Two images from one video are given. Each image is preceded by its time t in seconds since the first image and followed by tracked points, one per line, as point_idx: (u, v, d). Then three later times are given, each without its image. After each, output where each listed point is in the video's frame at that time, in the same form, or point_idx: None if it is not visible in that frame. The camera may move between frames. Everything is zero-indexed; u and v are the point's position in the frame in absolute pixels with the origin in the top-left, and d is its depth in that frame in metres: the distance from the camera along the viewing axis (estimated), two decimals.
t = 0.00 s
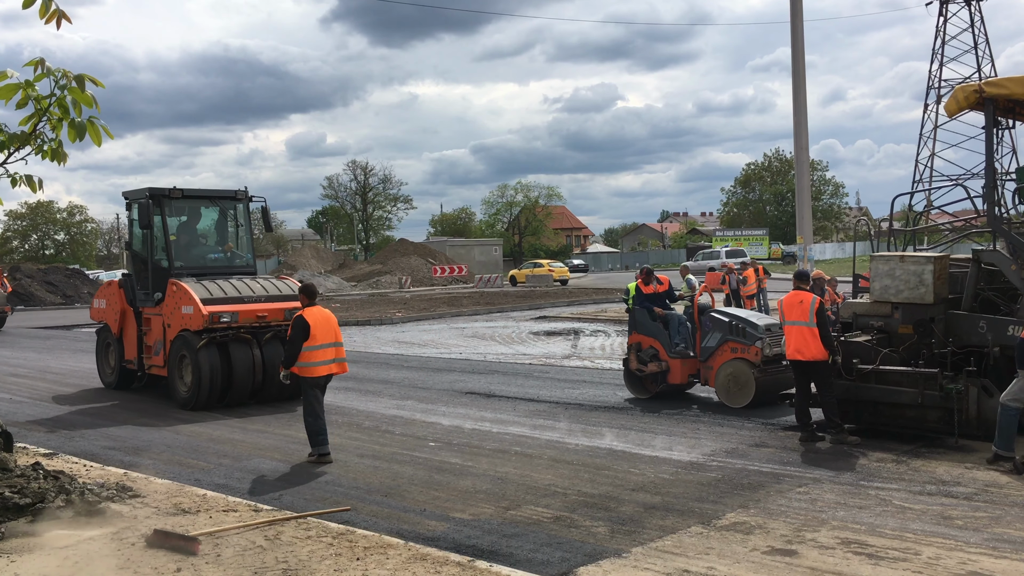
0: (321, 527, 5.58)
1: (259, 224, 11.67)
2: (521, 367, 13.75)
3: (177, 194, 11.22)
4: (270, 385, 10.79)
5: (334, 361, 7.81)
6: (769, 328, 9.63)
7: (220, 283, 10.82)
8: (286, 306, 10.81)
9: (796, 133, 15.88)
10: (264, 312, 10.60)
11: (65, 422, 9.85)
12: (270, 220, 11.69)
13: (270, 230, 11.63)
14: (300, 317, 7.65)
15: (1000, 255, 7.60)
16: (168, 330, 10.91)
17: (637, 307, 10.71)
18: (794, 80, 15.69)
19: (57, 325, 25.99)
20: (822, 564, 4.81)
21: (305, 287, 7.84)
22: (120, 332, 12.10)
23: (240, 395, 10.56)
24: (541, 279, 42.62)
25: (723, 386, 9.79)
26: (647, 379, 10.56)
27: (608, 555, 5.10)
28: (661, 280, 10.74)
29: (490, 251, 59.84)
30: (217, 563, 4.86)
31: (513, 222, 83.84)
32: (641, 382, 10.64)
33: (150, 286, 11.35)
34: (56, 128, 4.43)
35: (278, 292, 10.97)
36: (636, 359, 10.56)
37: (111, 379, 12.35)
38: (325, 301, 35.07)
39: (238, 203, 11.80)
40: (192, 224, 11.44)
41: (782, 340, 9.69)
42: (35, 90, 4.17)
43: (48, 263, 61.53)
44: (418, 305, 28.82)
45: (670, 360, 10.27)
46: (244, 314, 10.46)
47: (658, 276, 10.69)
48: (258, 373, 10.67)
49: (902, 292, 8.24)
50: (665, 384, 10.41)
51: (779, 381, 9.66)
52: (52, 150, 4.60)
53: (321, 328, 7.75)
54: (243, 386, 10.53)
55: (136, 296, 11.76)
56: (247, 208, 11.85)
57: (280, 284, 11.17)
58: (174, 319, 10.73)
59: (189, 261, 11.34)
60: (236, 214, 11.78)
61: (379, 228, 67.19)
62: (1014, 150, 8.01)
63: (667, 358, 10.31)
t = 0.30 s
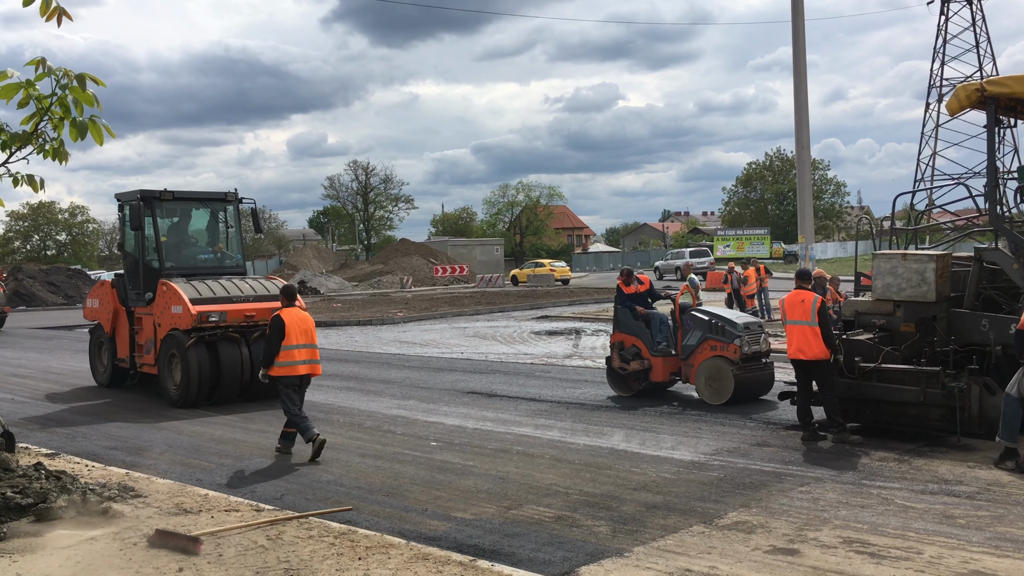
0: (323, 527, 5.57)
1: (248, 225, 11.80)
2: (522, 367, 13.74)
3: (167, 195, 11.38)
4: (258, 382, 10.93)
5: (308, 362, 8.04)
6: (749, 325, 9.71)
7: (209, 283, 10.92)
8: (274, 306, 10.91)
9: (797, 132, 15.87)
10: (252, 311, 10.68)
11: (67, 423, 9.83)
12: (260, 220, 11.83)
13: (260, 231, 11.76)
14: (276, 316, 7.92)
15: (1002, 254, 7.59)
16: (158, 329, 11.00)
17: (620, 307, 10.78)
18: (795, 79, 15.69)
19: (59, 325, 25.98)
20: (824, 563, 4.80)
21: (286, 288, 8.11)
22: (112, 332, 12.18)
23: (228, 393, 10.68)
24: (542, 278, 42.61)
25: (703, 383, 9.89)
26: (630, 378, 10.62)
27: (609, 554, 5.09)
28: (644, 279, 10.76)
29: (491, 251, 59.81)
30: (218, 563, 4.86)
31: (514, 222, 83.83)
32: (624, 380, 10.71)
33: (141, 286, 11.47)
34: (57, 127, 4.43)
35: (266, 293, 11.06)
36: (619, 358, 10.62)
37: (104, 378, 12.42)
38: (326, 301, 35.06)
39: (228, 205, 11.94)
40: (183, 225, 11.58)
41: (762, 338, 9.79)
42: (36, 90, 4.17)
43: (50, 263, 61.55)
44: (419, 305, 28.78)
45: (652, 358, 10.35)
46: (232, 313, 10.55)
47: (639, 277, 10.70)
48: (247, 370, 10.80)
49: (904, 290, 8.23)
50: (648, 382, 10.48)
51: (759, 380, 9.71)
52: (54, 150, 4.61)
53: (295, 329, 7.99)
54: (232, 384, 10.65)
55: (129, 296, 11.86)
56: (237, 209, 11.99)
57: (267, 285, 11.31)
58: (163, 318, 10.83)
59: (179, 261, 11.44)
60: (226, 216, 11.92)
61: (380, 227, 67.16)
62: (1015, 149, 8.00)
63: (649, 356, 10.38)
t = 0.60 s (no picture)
0: (324, 528, 5.58)
1: (238, 228, 11.94)
2: (522, 368, 13.74)
3: (157, 198, 11.53)
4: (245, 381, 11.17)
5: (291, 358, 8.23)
6: (726, 325, 9.89)
7: (199, 284, 11.16)
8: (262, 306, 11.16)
9: (797, 132, 15.86)
10: (239, 311, 10.94)
11: (67, 423, 9.83)
12: (249, 222, 11.94)
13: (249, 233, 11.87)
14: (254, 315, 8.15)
15: (1003, 254, 7.59)
16: (148, 329, 11.19)
17: (601, 307, 10.93)
18: (796, 79, 15.69)
19: (59, 326, 25.99)
20: (824, 564, 4.80)
21: (262, 289, 8.48)
22: (104, 331, 12.39)
23: (216, 391, 10.89)
24: (542, 279, 42.64)
25: (683, 381, 10.04)
26: (611, 377, 10.77)
27: (610, 554, 5.10)
28: (625, 280, 10.88)
29: (491, 251, 59.79)
30: (220, 564, 4.86)
31: (515, 222, 83.83)
32: (606, 379, 10.85)
33: (131, 287, 11.67)
34: (59, 127, 4.44)
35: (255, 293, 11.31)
36: (600, 357, 10.77)
37: (95, 375, 12.60)
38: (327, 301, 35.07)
39: (218, 207, 12.06)
40: (173, 227, 11.74)
41: (739, 337, 9.96)
42: (38, 90, 4.18)
43: (51, 264, 61.56)
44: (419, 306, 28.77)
45: (633, 357, 10.50)
46: (220, 314, 10.79)
47: (619, 277, 10.85)
48: (234, 369, 11.01)
49: (905, 289, 8.21)
50: (629, 380, 10.62)
51: (737, 379, 9.83)
52: (55, 150, 4.62)
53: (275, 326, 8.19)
54: (219, 382, 10.86)
55: (119, 297, 12.07)
56: (226, 211, 12.12)
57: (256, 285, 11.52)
58: (153, 317, 11.01)
59: (169, 262, 11.61)
60: (217, 217, 12.05)
61: (381, 228, 67.18)
62: (1016, 149, 8.00)
63: (630, 355, 10.53)
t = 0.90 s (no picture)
0: (323, 529, 5.58)
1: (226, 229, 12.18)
2: (521, 368, 13.74)
3: (147, 200, 11.86)
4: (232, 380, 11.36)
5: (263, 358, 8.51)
6: (703, 326, 9.99)
7: (187, 284, 11.33)
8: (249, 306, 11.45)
9: (797, 133, 15.88)
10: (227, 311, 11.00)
11: (66, 424, 9.82)
12: (237, 224, 12.18)
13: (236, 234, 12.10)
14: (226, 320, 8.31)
15: (1002, 255, 7.60)
16: (137, 329, 11.36)
17: (581, 307, 11.07)
18: (795, 80, 15.69)
19: (58, 327, 25.99)
20: (823, 565, 4.79)
21: (232, 290, 8.63)
22: (95, 330, 12.57)
23: (203, 390, 11.02)
24: (542, 279, 42.67)
25: (659, 380, 10.21)
26: (590, 376, 10.90)
27: (610, 555, 5.10)
28: (604, 281, 11.05)
29: (491, 252, 59.77)
30: (219, 565, 4.86)
31: (514, 223, 83.83)
32: (585, 378, 11.01)
33: (121, 288, 11.93)
34: (57, 127, 4.44)
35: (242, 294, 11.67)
36: (579, 357, 10.91)
37: (86, 374, 12.76)
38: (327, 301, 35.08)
39: (207, 210, 12.34)
40: (162, 229, 12.03)
41: (715, 337, 10.06)
42: (36, 90, 4.18)
43: (50, 264, 61.53)
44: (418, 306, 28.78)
45: (611, 357, 10.63)
46: (207, 314, 10.89)
47: (599, 277, 11.00)
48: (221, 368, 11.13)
49: (905, 289, 8.22)
50: (608, 380, 10.78)
51: (711, 379, 10.02)
52: (54, 150, 4.62)
53: (250, 328, 8.41)
54: (206, 381, 10.98)
55: (110, 297, 12.28)
56: (215, 213, 12.38)
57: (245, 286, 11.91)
58: (142, 317, 11.18)
59: (158, 263, 11.89)
60: (206, 220, 12.32)
61: (380, 228, 67.20)
62: (1015, 150, 8.02)
63: (609, 355, 10.66)
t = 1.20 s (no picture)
0: (321, 529, 5.58)
1: (214, 231, 12.41)
2: (519, 369, 13.75)
3: (136, 202, 12.00)
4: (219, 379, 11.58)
5: (235, 357, 8.69)
6: (677, 325, 10.23)
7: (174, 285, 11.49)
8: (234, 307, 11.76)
9: (795, 134, 15.89)
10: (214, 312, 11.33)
11: (64, 425, 9.81)
12: (225, 226, 12.40)
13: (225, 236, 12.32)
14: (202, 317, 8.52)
15: (999, 256, 7.61)
16: (125, 328, 11.49)
17: (558, 307, 11.25)
18: (793, 81, 15.71)
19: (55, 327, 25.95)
20: (821, 566, 4.80)
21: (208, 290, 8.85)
22: (84, 330, 12.70)
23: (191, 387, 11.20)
24: (540, 279, 42.69)
25: (634, 379, 10.40)
26: (566, 376, 11.06)
27: (607, 556, 5.10)
28: (582, 283, 11.24)
29: (489, 253, 59.74)
30: (218, 566, 4.86)
31: (512, 224, 83.83)
32: (561, 377, 11.16)
33: (109, 289, 12.05)
34: (54, 127, 4.45)
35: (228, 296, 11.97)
36: (556, 356, 11.07)
37: (75, 373, 12.89)
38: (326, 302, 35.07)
39: (195, 212, 12.54)
40: (150, 231, 12.16)
41: (689, 337, 10.32)
42: (32, 90, 4.20)
43: (48, 265, 61.46)
44: (416, 307, 28.79)
45: (587, 356, 10.81)
46: (195, 314, 11.10)
47: (576, 278, 11.20)
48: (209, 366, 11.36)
49: (903, 289, 8.22)
50: (583, 379, 10.94)
51: (685, 378, 10.24)
52: (50, 150, 4.62)
53: (223, 327, 8.64)
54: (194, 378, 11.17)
55: (99, 298, 12.41)
56: (203, 216, 12.58)
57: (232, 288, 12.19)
58: (130, 318, 11.32)
59: (147, 264, 11.99)
60: (194, 222, 12.52)
61: (379, 229, 67.15)
62: (1013, 151, 8.05)
63: (585, 355, 10.84)
